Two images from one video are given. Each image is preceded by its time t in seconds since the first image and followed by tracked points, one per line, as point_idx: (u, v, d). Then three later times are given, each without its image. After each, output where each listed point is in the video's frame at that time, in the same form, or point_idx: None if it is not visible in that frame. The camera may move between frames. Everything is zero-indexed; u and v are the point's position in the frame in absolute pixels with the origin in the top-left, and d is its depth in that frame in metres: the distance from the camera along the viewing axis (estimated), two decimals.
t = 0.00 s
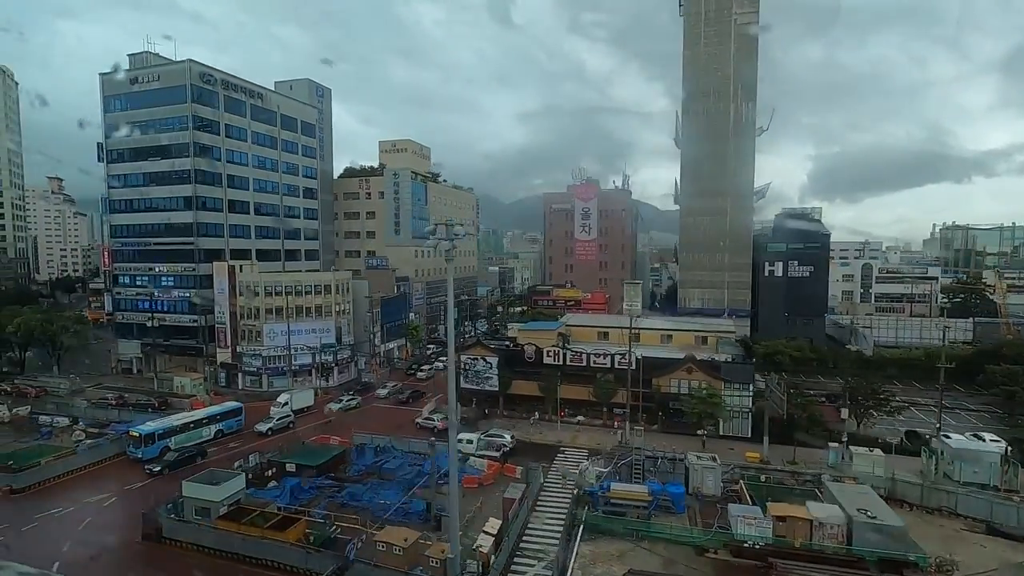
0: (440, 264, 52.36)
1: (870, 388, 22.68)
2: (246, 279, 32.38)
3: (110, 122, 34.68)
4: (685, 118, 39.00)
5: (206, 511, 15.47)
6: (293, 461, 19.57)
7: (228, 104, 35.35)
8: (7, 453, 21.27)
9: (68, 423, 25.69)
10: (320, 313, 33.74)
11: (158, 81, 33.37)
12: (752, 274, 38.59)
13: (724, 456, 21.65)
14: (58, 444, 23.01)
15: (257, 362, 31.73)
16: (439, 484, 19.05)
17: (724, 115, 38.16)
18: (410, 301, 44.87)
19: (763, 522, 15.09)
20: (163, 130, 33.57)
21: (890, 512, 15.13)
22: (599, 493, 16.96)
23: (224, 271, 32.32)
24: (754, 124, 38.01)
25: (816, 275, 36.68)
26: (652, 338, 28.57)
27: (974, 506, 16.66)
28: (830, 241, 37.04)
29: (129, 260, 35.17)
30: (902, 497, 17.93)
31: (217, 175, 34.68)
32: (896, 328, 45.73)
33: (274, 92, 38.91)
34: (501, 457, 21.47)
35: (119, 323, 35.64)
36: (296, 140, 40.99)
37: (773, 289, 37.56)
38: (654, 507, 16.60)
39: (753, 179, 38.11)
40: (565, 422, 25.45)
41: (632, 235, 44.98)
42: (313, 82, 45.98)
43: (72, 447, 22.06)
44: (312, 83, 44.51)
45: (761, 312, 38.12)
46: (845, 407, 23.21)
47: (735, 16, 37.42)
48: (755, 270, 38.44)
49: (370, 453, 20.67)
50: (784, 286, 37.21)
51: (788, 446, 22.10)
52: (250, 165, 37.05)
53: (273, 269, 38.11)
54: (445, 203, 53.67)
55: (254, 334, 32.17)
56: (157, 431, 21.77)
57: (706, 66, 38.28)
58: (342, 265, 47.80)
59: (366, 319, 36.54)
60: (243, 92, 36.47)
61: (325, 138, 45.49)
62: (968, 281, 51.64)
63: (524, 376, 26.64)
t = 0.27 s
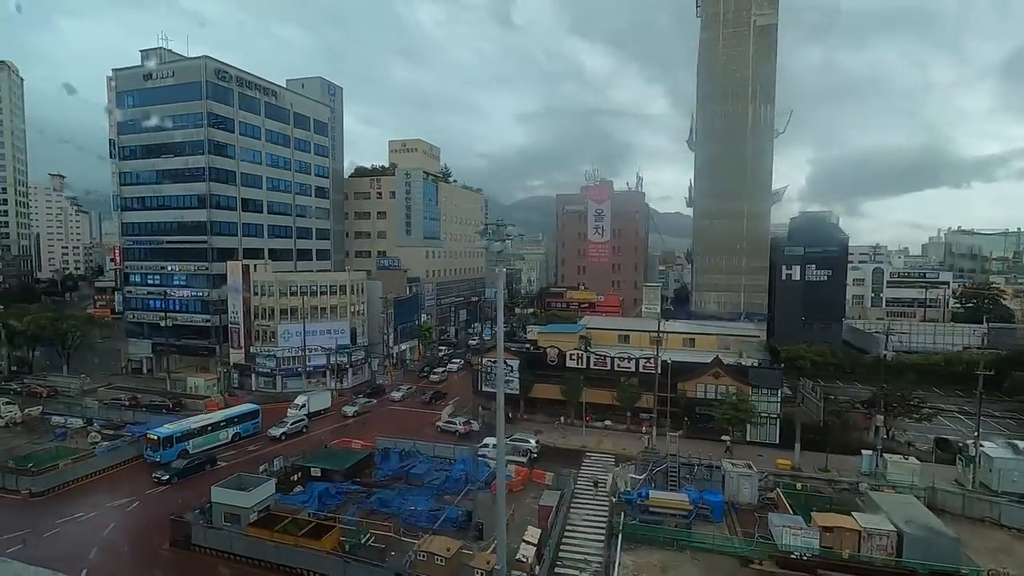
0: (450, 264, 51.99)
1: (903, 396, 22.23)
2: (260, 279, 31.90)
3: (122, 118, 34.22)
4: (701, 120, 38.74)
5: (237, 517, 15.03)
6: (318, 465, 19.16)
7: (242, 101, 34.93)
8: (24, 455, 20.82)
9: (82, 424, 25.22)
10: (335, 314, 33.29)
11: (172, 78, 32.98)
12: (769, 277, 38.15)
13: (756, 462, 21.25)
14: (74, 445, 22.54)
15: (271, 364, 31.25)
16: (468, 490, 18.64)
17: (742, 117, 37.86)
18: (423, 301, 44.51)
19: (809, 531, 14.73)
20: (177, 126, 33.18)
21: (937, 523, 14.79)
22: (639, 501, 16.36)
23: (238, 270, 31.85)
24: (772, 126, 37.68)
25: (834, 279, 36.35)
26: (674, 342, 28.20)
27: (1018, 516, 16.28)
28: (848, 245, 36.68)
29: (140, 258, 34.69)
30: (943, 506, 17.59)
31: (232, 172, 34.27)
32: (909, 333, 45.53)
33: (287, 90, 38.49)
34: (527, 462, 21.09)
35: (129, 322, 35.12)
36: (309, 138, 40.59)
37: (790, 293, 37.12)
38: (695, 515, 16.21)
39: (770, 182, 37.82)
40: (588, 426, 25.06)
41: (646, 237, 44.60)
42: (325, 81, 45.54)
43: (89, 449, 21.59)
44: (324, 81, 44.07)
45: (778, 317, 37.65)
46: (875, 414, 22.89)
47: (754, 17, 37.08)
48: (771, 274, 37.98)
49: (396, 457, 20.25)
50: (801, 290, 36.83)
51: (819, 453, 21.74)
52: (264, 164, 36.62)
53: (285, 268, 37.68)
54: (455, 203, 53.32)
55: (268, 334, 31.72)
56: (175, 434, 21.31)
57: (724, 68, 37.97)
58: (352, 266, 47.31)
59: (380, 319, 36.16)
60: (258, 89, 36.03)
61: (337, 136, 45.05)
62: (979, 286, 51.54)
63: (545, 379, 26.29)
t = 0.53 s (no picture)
0: (455, 263, 51.56)
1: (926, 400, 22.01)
2: (268, 275, 31.24)
3: (127, 109, 33.53)
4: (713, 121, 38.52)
5: (262, 521, 14.59)
6: (338, 467, 18.74)
7: (251, 94, 34.29)
8: (32, 454, 20.25)
9: (89, 423, 24.62)
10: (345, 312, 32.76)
11: (180, 69, 32.34)
12: (779, 280, 38.05)
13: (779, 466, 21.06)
14: (82, 444, 21.99)
15: (279, 361, 30.70)
16: (492, 493, 18.29)
17: (754, 118, 37.62)
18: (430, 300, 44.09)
19: (849, 539, 14.47)
20: (185, 119, 32.54)
21: (978, 532, 14.58)
22: (673, 506, 16.09)
23: (247, 266, 31.27)
24: (784, 128, 37.44)
25: (845, 282, 36.20)
26: (690, 344, 27.92)
27: None
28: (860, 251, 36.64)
29: (144, 253, 33.99)
30: (975, 513, 17.40)
31: (240, 166, 33.67)
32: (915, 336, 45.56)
33: (296, 83, 37.85)
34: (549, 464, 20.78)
35: (132, 317, 34.42)
36: (316, 133, 39.97)
37: (801, 296, 37.02)
38: (730, 521, 15.92)
39: (783, 184, 37.65)
40: (606, 428, 24.76)
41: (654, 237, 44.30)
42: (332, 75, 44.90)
43: (99, 449, 21.05)
44: (330, 75, 43.40)
45: (788, 320, 37.50)
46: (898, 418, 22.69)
47: (769, 17, 36.79)
48: (782, 276, 37.89)
49: (416, 459, 19.84)
50: (812, 292, 36.70)
51: (843, 457, 21.54)
52: (272, 158, 36.00)
53: (292, 264, 37.09)
54: (460, 201, 52.84)
55: (277, 332, 31.15)
56: (187, 434, 20.84)
57: (737, 68, 37.69)
58: (357, 263, 46.78)
59: (388, 317, 35.66)
60: (266, 82, 35.37)
61: (344, 131, 44.43)
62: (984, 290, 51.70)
63: (562, 380, 25.96)
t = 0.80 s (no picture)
0: (465, 261, 51.20)
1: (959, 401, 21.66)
2: (284, 274, 30.82)
3: (139, 106, 33.03)
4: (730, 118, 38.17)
5: (299, 528, 14.23)
6: (366, 470, 18.42)
7: (264, 91, 33.86)
8: (53, 458, 19.84)
9: (107, 425, 24.24)
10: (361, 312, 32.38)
11: (193, 65, 31.88)
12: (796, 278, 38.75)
13: (811, 468, 20.76)
14: (102, 447, 21.58)
15: (295, 362, 30.31)
16: (525, 497, 17.99)
17: (772, 115, 37.29)
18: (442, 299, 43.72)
19: (900, 545, 14.19)
20: (197, 116, 32.08)
21: None
22: (716, 510, 15.81)
23: (262, 265, 30.88)
24: (802, 125, 37.18)
25: (861, 281, 37.16)
26: (714, 344, 27.61)
27: None
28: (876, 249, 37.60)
29: (156, 252, 33.55)
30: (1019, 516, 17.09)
31: (254, 164, 33.26)
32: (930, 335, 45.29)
33: (308, 80, 37.43)
34: (578, 467, 20.47)
35: (144, 317, 34.00)
36: (328, 130, 39.54)
37: (818, 294, 37.81)
38: (774, 525, 15.68)
39: (800, 182, 37.40)
40: (631, 429, 24.44)
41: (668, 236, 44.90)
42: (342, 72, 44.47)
43: (119, 452, 20.60)
44: (341, 72, 42.94)
45: (805, 317, 38.14)
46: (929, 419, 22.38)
47: (786, 13, 36.48)
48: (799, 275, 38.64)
49: (445, 462, 19.51)
50: (828, 290, 37.54)
51: (876, 459, 21.24)
52: (285, 156, 35.59)
53: (305, 264, 36.70)
54: (470, 199, 52.48)
55: (293, 332, 30.76)
56: (208, 438, 20.32)
57: (754, 64, 37.32)
58: (367, 262, 46.37)
59: (403, 317, 35.29)
60: (279, 79, 34.92)
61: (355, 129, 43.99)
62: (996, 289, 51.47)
63: (586, 381, 25.63)
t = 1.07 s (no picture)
0: (478, 263, 50.89)
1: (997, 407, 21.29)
2: (303, 276, 30.51)
3: (157, 106, 32.80)
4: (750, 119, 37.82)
5: (339, 537, 13.91)
6: (398, 476, 18.05)
7: (283, 91, 33.61)
8: (78, 462, 19.53)
9: (128, 428, 23.93)
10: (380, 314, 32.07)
11: (213, 65, 31.63)
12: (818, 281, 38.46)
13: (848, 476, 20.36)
14: (126, 451, 21.28)
15: (315, 364, 29.98)
16: (561, 504, 17.61)
17: (793, 116, 36.93)
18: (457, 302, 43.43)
19: (958, 558, 13.78)
20: (216, 116, 31.83)
21: None
22: (763, 520, 15.43)
23: (281, 266, 30.58)
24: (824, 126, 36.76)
25: (884, 284, 36.84)
26: (740, 348, 27.23)
27: None
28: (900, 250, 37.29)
29: (173, 253, 33.28)
30: None
31: (272, 165, 32.97)
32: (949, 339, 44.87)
33: (325, 80, 37.18)
34: (610, 473, 20.11)
35: (161, 319, 33.74)
36: (344, 131, 39.27)
37: (840, 297, 37.57)
38: (825, 536, 15.28)
39: (822, 183, 36.95)
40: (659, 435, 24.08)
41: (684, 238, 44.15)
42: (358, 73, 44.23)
43: (142, 457, 20.22)
44: (356, 73, 42.70)
45: (827, 320, 37.93)
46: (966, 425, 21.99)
47: (808, 14, 36.17)
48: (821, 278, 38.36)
49: (477, 468, 19.13)
50: (850, 293, 37.28)
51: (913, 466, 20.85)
52: (302, 156, 35.31)
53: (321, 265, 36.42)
54: (483, 200, 52.19)
55: (312, 334, 30.45)
56: (231, 444, 19.82)
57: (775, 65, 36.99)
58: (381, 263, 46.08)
59: (421, 319, 34.98)
60: (297, 79, 34.66)
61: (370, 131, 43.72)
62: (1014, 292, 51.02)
63: (612, 385, 25.28)
